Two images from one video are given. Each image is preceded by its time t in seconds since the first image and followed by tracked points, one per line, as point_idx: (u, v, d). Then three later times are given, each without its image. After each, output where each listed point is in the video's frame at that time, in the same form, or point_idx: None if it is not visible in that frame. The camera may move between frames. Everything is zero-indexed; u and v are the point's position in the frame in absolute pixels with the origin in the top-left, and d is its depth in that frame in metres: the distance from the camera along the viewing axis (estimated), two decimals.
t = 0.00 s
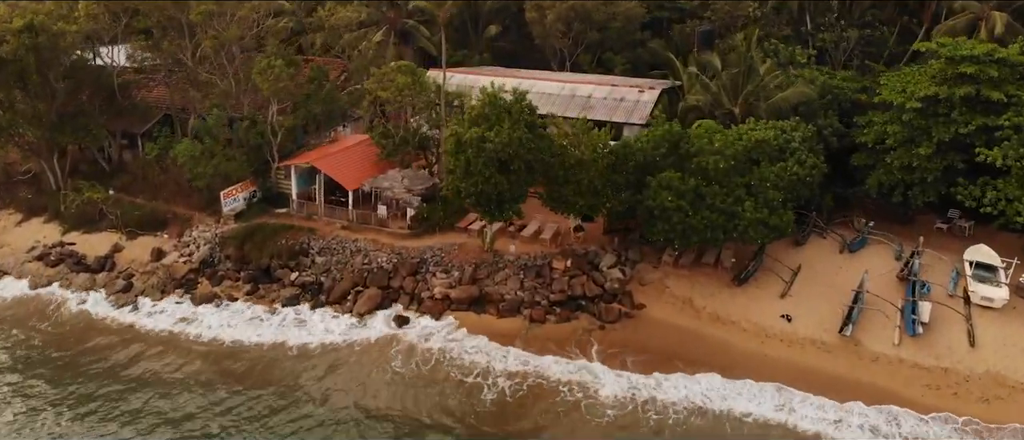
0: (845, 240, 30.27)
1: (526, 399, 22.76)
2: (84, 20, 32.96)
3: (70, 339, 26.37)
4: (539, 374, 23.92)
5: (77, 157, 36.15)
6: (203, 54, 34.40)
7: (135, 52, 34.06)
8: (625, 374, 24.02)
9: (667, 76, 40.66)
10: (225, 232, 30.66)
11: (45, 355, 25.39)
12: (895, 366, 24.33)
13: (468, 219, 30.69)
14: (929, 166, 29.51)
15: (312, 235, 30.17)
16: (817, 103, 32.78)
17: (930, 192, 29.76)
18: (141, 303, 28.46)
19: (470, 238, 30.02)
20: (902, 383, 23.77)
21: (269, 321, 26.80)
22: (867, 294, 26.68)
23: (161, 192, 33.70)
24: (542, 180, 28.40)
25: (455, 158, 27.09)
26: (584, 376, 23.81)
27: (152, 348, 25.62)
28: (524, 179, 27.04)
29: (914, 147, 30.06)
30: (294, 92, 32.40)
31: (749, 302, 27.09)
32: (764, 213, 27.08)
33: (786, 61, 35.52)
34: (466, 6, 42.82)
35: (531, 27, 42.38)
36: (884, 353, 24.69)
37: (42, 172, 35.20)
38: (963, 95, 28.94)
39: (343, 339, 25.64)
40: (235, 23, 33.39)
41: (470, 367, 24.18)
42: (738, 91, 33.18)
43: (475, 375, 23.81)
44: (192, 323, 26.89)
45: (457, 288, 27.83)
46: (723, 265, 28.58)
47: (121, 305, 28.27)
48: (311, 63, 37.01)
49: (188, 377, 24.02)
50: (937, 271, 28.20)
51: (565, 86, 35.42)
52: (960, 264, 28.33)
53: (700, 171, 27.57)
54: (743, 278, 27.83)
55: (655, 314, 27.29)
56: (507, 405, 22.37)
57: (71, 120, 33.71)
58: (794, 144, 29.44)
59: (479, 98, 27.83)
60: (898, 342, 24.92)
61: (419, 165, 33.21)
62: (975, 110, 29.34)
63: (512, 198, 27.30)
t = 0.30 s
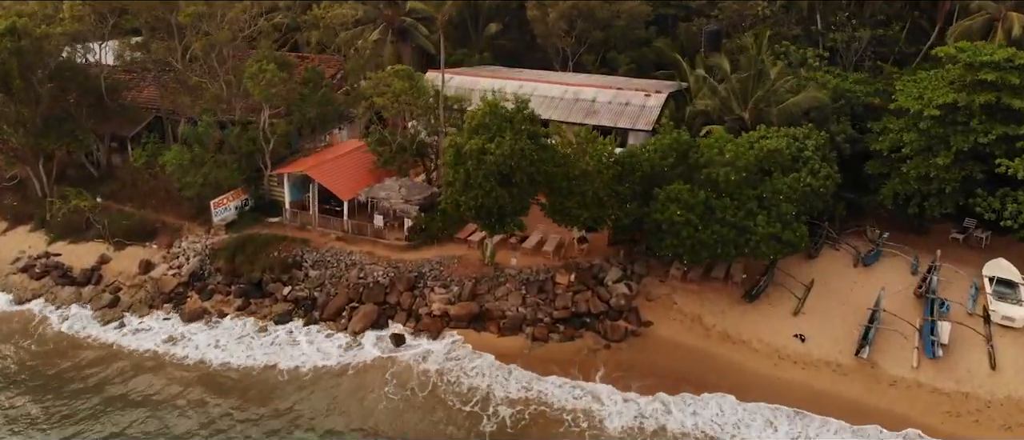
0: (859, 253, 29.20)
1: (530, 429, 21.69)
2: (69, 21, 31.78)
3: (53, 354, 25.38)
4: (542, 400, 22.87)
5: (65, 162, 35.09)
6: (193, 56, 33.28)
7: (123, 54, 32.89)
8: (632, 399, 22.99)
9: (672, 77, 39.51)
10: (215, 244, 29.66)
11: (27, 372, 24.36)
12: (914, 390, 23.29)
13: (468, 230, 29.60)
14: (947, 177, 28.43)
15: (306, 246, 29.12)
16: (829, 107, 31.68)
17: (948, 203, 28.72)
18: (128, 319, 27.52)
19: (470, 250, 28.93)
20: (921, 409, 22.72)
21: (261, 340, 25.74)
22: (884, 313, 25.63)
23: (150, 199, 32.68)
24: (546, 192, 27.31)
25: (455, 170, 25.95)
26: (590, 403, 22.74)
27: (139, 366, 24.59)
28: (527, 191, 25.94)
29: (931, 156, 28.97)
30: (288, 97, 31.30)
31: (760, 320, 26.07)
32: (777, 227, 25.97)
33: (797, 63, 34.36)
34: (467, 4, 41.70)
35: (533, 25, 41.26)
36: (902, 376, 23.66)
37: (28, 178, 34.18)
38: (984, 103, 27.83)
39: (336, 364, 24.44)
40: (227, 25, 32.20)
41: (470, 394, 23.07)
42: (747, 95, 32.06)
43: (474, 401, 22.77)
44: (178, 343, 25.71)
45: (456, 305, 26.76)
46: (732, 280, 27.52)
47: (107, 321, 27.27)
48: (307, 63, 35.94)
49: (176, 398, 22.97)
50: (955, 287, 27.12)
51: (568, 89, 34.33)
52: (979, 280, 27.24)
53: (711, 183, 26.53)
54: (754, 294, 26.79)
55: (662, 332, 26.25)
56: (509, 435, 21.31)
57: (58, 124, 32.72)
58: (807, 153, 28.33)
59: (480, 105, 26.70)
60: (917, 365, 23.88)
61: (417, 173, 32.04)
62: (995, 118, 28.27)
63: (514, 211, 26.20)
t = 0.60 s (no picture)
0: (876, 268, 28.10)
1: None
2: (52, 25, 30.58)
3: (35, 376, 24.33)
4: (547, 430, 21.83)
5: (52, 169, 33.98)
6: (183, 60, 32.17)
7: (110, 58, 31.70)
8: (641, 429, 21.93)
9: (679, 78, 38.34)
10: (206, 258, 28.62)
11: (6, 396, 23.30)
12: (936, 418, 22.27)
13: (468, 242, 28.48)
14: (967, 188, 27.35)
15: (299, 261, 28.04)
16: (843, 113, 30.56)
17: (968, 216, 27.64)
18: (114, 338, 26.52)
19: (471, 263, 27.80)
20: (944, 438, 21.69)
21: (252, 363, 24.65)
22: (902, 334, 24.59)
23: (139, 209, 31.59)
24: (550, 205, 26.20)
25: (455, 185, 24.80)
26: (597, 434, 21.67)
27: (124, 390, 23.52)
28: (530, 207, 24.81)
29: (951, 166, 27.88)
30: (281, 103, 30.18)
31: (773, 341, 25.04)
32: (791, 244, 24.85)
33: (808, 66, 33.17)
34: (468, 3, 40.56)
35: (535, 25, 40.09)
36: (923, 403, 22.64)
37: (13, 187, 33.13)
38: (1006, 112, 26.72)
39: (328, 392, 23.22)
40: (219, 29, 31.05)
41: (469, 426, 21.97)
42: (757, 102, 30.99)
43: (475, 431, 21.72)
44: (164, 367, 24.57)
45: (456, 324, 25.66)
46: (744, 298, 26.44)
47: (93, 340, 26.22)
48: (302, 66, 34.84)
49: (161, 427, 21.88)
50: (976, 306, 26.06)
51: (572, 94, 33.13)
52: (1000, 297, 26.19)
53: (722, 197, 25.43)
54: (767, 314, 25.74)
55: (671, 353, 25.20)
56: None
57: (43, 131, 32.12)
58: (822, 164, 27.20)
59: (480, 115, 25.54)
60: (938, 391, 22.85)
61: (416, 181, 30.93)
62: (1018, 128, 27.16)
63: (516, 227, 25.09)
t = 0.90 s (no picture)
0: (892, 286, 27.04)
1: None
2: (34, 30, 29.42)
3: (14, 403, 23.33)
4: None
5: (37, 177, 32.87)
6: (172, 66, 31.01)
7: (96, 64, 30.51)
8: None
9: (686, 80, 37.18)
10: (196, 274, 27.54)
11: None
12: None
13: (469, 258, 27.41)
14: (989, 202, 26.28)
15: (292, 277, 26.95)
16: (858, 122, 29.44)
17: (989, 231, 26.58)
18: (100, 360, 25.58)
19: (472, 280, 26.70)
20: None
21: (241, 391, 23.60)
22: (922, 359, 23.62)
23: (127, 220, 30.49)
24: (555, 221, 25.12)
25: (455, 203, 23.68)
26: None
27: (106, 419, 22.47)
28: (534, 225, 23.73)
29: (971, 179, 26.83)
30: (274, 112, 29.06)
31: (788, 366, 24.08)
32: (807, 264, 23.77)
33: (821, 71, 32.02)
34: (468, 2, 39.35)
35: (537, 25, 38.92)
36: (945, 432, 21.67)
37: None
38: None
39: (320, 426, 22.11)
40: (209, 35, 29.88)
41: None
42: (768, 110, 29.92)
43: None
44: (150, 394, 23.54)
45: (456, 346, 24.60)
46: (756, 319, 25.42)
47: (77, 363, 25.22)
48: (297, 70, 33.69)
49: None
50: (997, 329, 25.08)
51: (577, 99, 31.96)
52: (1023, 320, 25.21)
53: (735, 214, 24.33)
54: (780, 336, 24.75)
55: (680, 378, 24.18)
56: None
57: (29, 138, 31.33)
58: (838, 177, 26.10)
59: (482, 128, 24.42)
60: (960, 420, 21.87)
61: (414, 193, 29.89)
62: None
63: (520, 246, 24.00)
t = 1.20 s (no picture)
0: (911, 305, 26.03)
1: None
2: (17, 36, 28.15)
3: None
4: None
5: (23, 187, 31.75)
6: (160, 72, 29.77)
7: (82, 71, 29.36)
8: None
9: (695, 84, 36.03)
10: (186, 293, 26.45)
11: None
12: None
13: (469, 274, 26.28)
14: (1014, 218, 25.21)
15: (286, 296, 25.86)
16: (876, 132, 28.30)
17: (1013, 247, 25.53)
18: (86, 385, 24.58)
19: (474, 299, 25.58)
20: None
21: (228, 422, 22.58)
22: (944, 385, 22.79)
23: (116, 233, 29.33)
24: (561, 239, 24.01)
25: (456, 221, 22.56)
26: None
27: None
28: (539, 246, 22.64)
29: (995, 193, 25.77)
30: (267, 122, 27.89)
31: (804, 391, 23.14)
32: (826, 286, 22.69)
33: (835, 76, 30.86)
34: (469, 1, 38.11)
35: (541, 26, 37.73)
36: None
37: None
38: None
39: None
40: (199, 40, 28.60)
41: None
42: (781, 118, 28.75)
43: None
44: (134, 424, 22.55)
45: (456, 370, 23.55)
46: (771, 340, 24.41)
47: (61, 388, 24.23)
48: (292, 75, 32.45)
49: None
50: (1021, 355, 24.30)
51: (582, 106, 30.78)
52: None
53: (749, 232, 23.23)
54: (796, 359, 23.78)
55: (690, 405, 23.20)
56: None
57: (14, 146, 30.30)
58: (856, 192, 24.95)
59: (484, 142, 23.30)
60: None
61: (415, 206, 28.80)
62: None
63: (525, 267, 22.90)
